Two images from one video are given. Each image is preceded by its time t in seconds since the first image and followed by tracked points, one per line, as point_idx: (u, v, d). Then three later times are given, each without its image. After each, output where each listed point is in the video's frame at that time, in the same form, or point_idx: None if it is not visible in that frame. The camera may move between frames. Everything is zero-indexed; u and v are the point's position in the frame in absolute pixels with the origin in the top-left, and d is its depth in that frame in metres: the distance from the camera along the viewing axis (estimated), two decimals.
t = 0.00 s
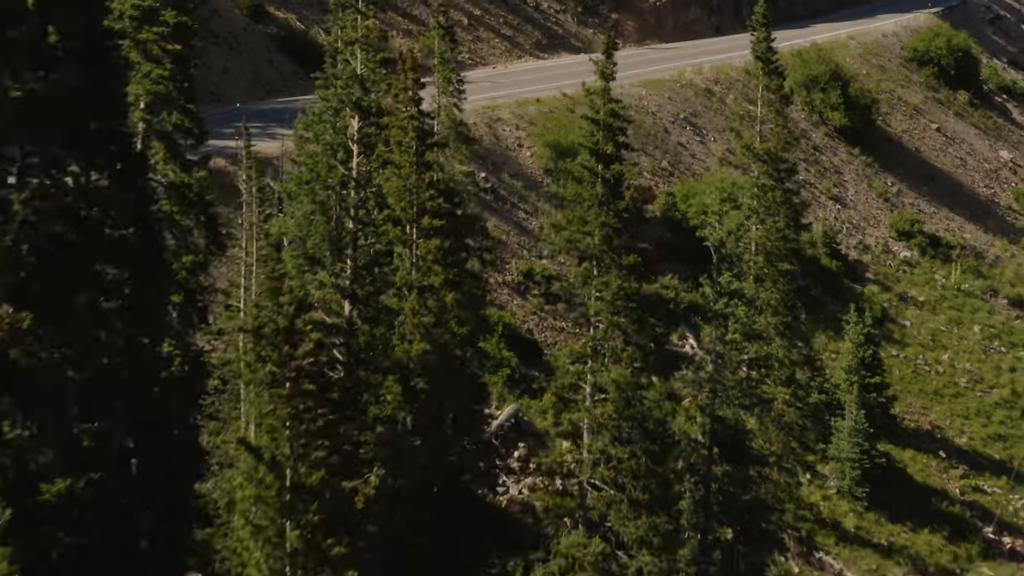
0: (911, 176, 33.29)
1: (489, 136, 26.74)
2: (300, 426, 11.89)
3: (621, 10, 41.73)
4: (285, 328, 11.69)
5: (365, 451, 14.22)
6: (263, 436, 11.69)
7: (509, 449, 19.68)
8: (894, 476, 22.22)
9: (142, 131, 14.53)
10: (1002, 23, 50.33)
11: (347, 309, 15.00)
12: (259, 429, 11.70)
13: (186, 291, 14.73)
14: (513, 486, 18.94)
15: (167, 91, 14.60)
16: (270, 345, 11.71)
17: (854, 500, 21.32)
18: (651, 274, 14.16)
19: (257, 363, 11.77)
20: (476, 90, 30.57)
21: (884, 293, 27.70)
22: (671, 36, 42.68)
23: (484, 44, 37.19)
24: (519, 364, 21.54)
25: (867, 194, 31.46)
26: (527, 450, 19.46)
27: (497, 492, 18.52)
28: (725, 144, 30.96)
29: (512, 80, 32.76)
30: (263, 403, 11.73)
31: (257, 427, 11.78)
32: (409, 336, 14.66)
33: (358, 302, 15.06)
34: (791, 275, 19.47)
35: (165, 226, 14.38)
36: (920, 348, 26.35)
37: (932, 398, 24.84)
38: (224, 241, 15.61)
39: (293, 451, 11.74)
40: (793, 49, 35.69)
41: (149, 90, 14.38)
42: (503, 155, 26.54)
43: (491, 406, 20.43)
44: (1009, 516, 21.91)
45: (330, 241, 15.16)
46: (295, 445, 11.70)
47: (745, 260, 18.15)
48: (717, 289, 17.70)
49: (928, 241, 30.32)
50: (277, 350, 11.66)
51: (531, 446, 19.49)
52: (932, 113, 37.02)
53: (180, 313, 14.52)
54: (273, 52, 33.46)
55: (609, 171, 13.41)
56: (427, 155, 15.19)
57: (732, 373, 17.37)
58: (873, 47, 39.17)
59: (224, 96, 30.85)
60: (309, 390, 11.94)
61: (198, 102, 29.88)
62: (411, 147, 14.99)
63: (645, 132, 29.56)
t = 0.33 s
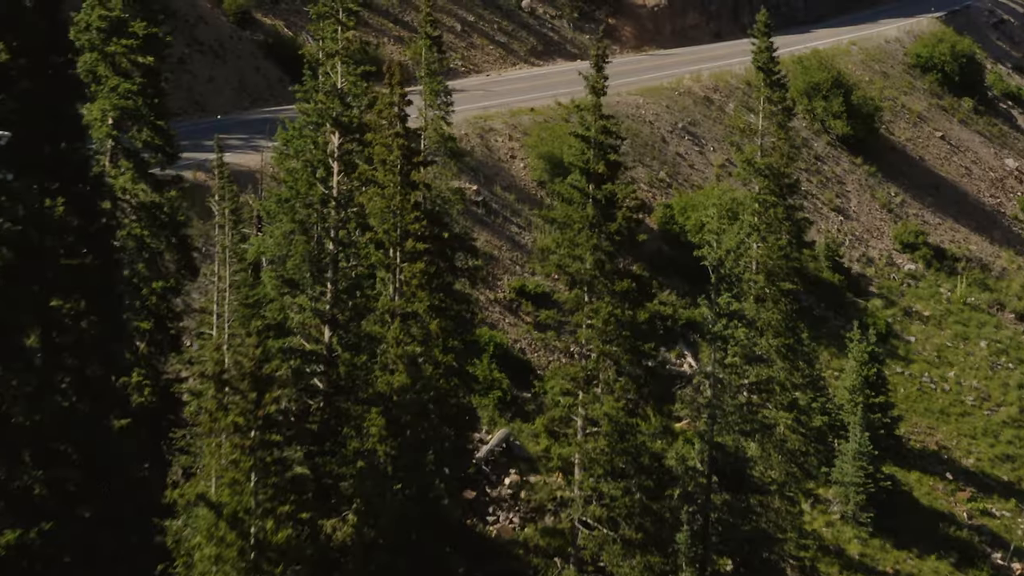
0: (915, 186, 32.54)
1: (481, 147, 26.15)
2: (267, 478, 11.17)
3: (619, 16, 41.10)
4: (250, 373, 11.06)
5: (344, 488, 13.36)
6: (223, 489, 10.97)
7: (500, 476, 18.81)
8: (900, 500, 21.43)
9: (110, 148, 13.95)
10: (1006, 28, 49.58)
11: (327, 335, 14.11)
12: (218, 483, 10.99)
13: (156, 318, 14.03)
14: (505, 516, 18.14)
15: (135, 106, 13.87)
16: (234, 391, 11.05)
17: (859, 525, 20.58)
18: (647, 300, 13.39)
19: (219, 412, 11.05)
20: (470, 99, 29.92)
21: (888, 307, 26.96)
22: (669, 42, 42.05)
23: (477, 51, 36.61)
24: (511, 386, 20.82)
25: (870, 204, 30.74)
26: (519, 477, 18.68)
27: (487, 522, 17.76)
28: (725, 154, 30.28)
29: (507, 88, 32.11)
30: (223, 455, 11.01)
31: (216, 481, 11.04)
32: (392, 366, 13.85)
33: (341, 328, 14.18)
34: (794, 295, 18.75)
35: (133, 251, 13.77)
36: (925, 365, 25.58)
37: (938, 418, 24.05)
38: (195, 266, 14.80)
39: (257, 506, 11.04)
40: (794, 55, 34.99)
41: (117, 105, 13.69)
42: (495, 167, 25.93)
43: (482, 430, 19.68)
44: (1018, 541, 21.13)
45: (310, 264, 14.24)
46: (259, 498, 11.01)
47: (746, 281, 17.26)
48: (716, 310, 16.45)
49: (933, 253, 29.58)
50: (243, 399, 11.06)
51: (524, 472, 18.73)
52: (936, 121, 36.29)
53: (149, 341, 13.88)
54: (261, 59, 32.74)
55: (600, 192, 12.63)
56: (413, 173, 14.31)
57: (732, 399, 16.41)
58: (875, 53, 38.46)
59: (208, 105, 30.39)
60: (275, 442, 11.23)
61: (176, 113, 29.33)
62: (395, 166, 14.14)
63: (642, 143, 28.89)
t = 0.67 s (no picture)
0: (907, 200, 32.17)
1: (466, 164, 25.76)
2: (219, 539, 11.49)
3: (607, 28, 40.75)
4: (202, 428, 11.43)
5: (317, 524, 13.22)
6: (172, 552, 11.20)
7: (483, 503, 18.36)
8: (892, 525, 21.00)
9: (74, 173, 13.53)
10: (996, 39, 49.32)
11: (300, 365, 13.68)
12: (167, 544, 11.18)
13: (121, 348, 13.59)
14: (488, 544, 17.60)
15: (100, 129, 13.47)
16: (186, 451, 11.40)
17: (850, 551, 20.16)
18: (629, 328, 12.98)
19: (169, 471, 11.38)
20: (455, 115, 29.57)
21: (879, 325, 26.55)
22: (659, 55, 41.71)
23: (465, 64, 36.37)
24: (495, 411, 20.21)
25: (861, 219, 30.37)
26: (503, 505, 18.24)
27: (468, 553, 17.20)
28: (714, 170, 29.91)
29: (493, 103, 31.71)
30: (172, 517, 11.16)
31: (165, 543, 11.19)
32: (366, 401, 13.70)
33: (318, 359, 13.74)
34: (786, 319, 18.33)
35: (96, 280, 13.45)
36: (918, 385, 25.15)
37: (931, 438, 23.63)
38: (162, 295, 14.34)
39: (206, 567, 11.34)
40: (783, 68, 34.67)
41: (80, 128, 13.32)
42: (480, 184, 25.54)
43: (465, 456, 19.06)
44: (1012, 565, 20.73)
45: (283, 289, 13.77)
46: (211, 560, 11.37)
47: (733, 305, 16.94)
48: (704, 335, 16.12)
49: (925, 269, 29.20)
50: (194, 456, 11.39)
51: (507, 499, 18.32)
52: (927, 134, 35.97)
53: (115, 372, 13.49)
54: (246, 73, 32.23)
55: (579, 219, 12.25)
56: (391, 200, 14.08)
57: (721, 427, 16.05)
58: (866, 65, 38.13)
59: (190, 122, 30.04)
60: (230, 499, 11.63)
61: (155, 132, 29.04)
62: (373, 192, 13.98)
63: (629, 158, 28.52)
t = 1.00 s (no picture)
0: (890, 215, 31.85)
1: (442, 181, 25.37)
2: None
3: (589, 41, 40.55)
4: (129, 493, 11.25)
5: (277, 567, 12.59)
6: None
7: (456, 532, 17.97)
8: (875, 549, 20.56)
9: (27, 199, 13.05)
10: (979, 50, 49.19)
11: (262, 397, 13.02)
12: None
13: (74, 380, 13.11)
14: None
15: (53, 153, 13.01)
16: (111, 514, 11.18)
17: None
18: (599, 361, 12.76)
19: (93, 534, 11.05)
20: (433, 130, 29.17)
21: (863, 342, 26.20)
22: (641, 67, 41.41)
23: (444, 78, 36.16)
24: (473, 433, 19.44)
25: (843, 234, 30.06)
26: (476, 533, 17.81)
27: None
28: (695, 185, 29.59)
29: (472, 117, 31.33)
30: None
31: None
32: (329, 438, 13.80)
33: (281, 392, 13.12)
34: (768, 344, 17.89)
35: (48, 309, 13.06)
36: (902, 405, 24.76)
37: (915, 459, 23.26)
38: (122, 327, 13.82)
39: None
40: (765, 81, 34.36)
41: (32, 152, 12.87)
42: (457, 202, 25.12)
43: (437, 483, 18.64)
44: None
45: (247, 316, 13.05)
46: None
47: (714, 329, 16.70)
48: (682, 361, 15.80)
49: (909, 286, 28.89)
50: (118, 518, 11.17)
51: (481, 528, 17.99)
52: (910, 147, 35.72)
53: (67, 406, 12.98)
54: (222, 89, 31.64)
55: (547, 248, 12.11)
56: (356, 229, 14.12)
57: (699, 455, 15.63)
58: (849, 78, 37.86)
59: (164, 137, 29.47)
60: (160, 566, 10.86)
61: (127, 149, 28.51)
62: (337, 220, 13.92)
63: (609, 174, 28.15)
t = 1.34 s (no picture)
0: (862, 230, 31.57)
1: (406, 199, 24.97)
2: None
3: (559, 54, 40.37)
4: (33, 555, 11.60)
5: None
6: None
7: (417, 561, 17.42)
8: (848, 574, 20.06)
9: None
10: (951, 62, 49.14)
11: (208, 431, 12.75)
12: None
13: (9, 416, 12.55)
14: None
15: None
16: None
17: None
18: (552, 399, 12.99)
19: None
20: (398, 146, 28.76)
21: (834, 361, 25.94)
22: (611, 80, 41.17)
23: (412, 92, 35.95)
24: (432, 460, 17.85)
25: (814, 249, 29.80)
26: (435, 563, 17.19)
27: None
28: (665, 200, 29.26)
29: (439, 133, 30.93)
30: None
31: None
32: (273, 476, 13.32)
33: (225, 429, 12.86)
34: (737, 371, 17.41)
35: None
36: (873, 424, 24.44)
37: (887, 480, 22.92)
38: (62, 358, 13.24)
39: None
40: (735, 95, 34.13)
41: None
42: (421, 220, 24.72)
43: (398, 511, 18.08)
44: None
45: (197, 346, 12.65)
46: None
47: (680, 354, 16.18)
48: (645, 391, 15.62)
49: (881, 302, 28.60)
50: None
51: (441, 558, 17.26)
52: (882, 161, 35.50)
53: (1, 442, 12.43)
54: (187, 104, 30.88)
55: (498, 279, 12.11)
56: (301, 259, 13.93)
57: (665, 484, 15.53)
58: (821, 90, 37.65)
59: (125, 153, 28.83)
60: None
61: (87, 164, 27.96)
62: (282, 249, 13.73)
63: (578, 191, 27.77)
